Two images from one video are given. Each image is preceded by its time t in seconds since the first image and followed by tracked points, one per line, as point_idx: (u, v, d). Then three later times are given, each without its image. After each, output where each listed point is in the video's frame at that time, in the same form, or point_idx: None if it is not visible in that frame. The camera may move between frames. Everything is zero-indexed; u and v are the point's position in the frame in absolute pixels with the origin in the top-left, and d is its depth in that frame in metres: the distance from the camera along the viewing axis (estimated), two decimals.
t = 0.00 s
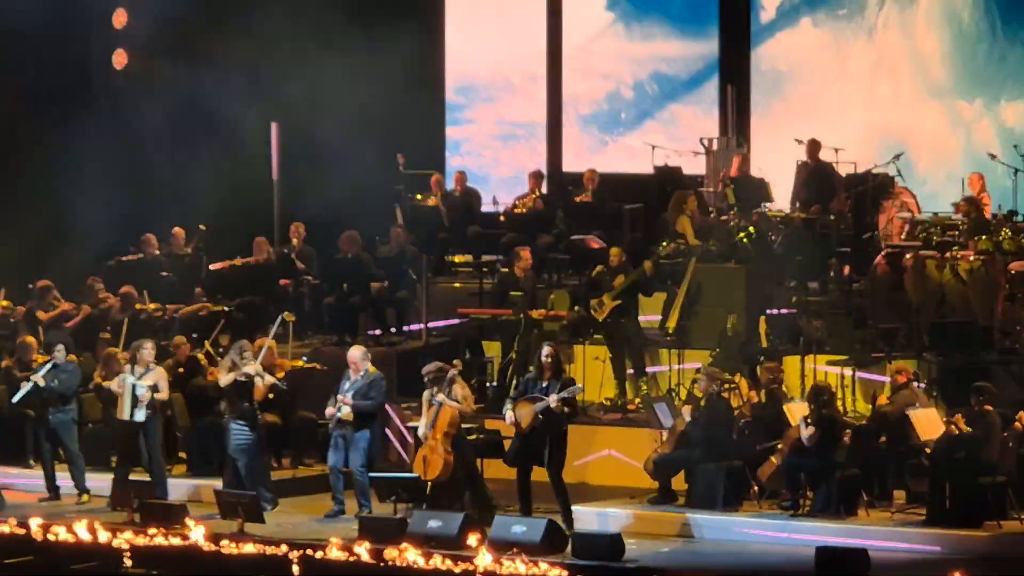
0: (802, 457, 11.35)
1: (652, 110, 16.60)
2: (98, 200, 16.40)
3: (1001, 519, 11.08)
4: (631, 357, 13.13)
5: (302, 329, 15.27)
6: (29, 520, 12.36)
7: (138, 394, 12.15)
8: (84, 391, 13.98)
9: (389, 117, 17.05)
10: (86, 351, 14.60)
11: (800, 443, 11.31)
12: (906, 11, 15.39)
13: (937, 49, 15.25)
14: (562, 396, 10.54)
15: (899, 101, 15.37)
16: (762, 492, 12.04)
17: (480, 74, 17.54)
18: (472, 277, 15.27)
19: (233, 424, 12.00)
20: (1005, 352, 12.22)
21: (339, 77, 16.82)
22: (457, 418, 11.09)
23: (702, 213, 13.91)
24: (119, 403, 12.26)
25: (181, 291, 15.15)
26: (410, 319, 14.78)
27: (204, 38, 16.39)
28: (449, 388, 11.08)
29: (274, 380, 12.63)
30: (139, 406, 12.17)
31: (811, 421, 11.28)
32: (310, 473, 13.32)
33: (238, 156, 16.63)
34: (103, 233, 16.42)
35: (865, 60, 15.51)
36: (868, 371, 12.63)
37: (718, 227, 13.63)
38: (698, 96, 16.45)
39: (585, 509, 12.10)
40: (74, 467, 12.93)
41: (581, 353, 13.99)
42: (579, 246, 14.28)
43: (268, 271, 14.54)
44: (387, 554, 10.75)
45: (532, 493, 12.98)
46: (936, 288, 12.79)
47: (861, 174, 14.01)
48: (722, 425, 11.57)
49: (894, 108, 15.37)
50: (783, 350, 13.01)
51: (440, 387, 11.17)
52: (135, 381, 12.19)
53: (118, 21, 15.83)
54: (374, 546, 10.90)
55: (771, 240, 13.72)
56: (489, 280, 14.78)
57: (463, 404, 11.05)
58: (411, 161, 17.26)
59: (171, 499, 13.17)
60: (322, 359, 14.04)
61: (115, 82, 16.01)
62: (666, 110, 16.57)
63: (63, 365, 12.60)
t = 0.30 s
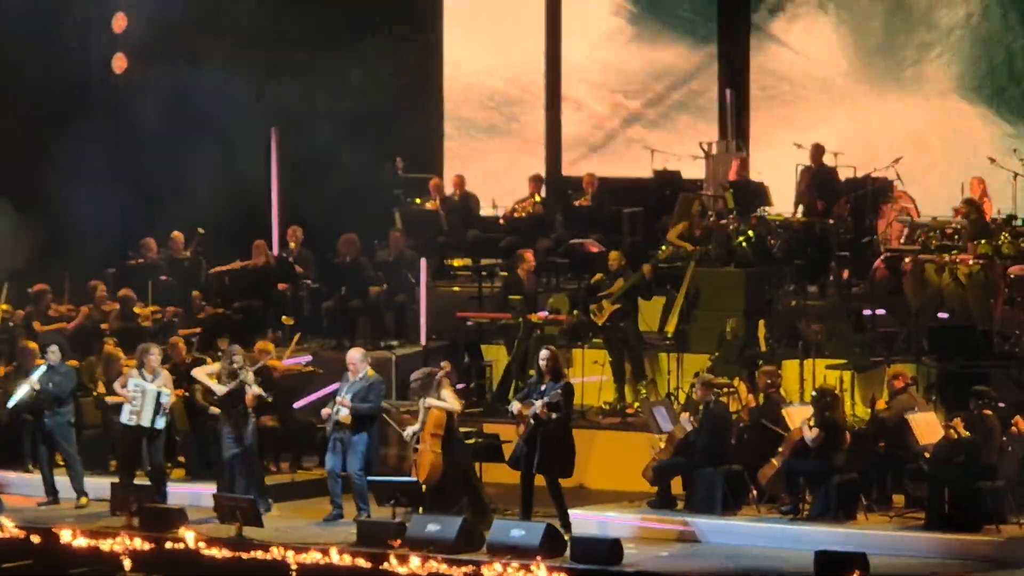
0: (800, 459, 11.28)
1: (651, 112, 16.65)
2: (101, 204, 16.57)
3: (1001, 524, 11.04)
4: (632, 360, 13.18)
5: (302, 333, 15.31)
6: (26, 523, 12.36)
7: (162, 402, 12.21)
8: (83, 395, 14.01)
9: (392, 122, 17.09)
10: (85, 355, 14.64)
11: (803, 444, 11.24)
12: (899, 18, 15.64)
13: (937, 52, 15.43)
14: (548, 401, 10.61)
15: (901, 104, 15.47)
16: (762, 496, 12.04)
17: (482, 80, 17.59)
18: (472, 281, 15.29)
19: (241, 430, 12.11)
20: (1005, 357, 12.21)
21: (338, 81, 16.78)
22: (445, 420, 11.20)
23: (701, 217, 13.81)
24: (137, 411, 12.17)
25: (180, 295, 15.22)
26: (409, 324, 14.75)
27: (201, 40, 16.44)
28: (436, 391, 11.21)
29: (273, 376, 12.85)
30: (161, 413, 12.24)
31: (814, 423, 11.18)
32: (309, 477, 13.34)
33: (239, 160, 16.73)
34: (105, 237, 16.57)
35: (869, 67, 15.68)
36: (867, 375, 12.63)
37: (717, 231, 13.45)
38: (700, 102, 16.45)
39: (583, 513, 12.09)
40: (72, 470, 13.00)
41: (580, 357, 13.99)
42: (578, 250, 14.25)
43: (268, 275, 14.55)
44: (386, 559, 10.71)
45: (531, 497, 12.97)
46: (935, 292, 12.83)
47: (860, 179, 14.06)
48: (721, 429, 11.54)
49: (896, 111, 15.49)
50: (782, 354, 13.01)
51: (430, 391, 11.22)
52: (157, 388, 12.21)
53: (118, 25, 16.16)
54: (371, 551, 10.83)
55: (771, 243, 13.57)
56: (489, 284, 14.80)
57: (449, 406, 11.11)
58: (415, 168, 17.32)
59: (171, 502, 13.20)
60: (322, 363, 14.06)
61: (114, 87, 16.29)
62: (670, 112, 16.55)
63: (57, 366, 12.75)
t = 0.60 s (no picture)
0: (797, 463, 11.23)
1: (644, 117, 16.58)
2: (102, 208, 16.78)
3: (997, 528, 11.06)
4: (629, 365, 13.24)
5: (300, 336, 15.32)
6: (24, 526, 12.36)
7: (144, 398, 12.17)
8: (81, 399, 14.03)
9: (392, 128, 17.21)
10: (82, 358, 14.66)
11: (802, 445, 11.18)
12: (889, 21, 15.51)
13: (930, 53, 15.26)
14: (545, 406, 10.53)
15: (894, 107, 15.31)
16: (759, 499, 12.06)
17: (475, 83, 17.46)
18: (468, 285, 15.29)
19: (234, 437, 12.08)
20: (1002, 360, 12.11)
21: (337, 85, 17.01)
22: (451, 427, 11.11)
23: (699, 221, 13.91)
24: (122, 411, 12.19)
25: (179, 298, 15.27)
26: (406, 324, 14.87)
27: (200, 44, 16.77)
28: (446, 398, 11.12)
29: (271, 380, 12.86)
30: (144, 409, 12.19)
31: (814, 423, 11.15)
32: (307, 481, 13.36)
33: (238, 164, 16.96)
34: (106, 241, 16.72)
35: (865, 71, 15.63)
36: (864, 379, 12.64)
37: (715, 234, 13.53)
38: (694, 106, 16.34)
39: (581, 517, 12.12)
40: (70, 473, 13.00)
41: (577, 361, 13.94)
42: (575, 253, 14.30)
43: (263, 277, 14.56)
44: (383, 562, 10.71)
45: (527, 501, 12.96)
46: (933, 296, 12.85)
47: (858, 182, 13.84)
48: (720, 432, 11.52)
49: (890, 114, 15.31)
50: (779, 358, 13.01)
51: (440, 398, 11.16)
52: (139, 386, 12.21)
53: (115, 28, 16.39)
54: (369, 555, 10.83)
55: (770, 247, 13.52)
56: (486, 287, 14.79)
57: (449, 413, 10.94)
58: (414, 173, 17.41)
59: (168, 505, 13.21)
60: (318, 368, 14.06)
61: (112, 89, 16.51)
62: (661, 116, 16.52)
63: (55, 370, 12.74)
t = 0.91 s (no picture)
0: (795, 467, 11.25)
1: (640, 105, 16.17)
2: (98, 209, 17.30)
3: (993, 531, 11.06)
4: (625, 369, 13.58)
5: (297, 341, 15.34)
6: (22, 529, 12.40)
7: (112, 401, 12.24)
8: (81, 403, 14.08)
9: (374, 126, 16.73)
10: (81, 362, 14.72)
11: (797, 448, 11.24)
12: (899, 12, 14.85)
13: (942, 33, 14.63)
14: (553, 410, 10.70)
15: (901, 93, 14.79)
16: (756, 503, 12.03)
17: (475, 77, 16.76)
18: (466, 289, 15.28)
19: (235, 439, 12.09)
20: (996, 363, 12.20)
21: (328, 87, 16.92)
22: (472, 440, 11.07)
23: (699, 224, 13.77)
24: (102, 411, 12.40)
25: (176, 302, 15.33)
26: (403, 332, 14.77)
27: (198, 50, 17.03)
28: (473, 412, 11.03)
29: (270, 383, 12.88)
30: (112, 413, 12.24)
31: (811, 428, 11.27)
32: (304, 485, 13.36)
33: (233, 167, 17.10)
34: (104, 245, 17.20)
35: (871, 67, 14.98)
36: (861, 382, 12.85)
37: (711, 238, 13.50)
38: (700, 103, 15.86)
39: (578, 521, 12.18)
40: (69, 478, 13.02)
41: (574, 365, 14.01)
42: (571, 257, 14.08)
43: (262, 285, 14.91)
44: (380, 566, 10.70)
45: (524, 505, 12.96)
46: (929, 298, 12.79)
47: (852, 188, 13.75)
48: (716, 435, 11.60)
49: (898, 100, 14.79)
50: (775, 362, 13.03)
51: (464, 409, 11.06)
52: (114, 389, 12.29)
53: (112, 33, 17.05)
54: (366, 559, 10.83)
55: (766, 251, 13.38)
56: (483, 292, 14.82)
57: (472, 427, 10.96)
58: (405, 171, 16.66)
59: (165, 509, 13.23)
60: (313, 373, 14.06)
61: (110, 95, 17.24)
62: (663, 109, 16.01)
63: (56, 377, 12.84)
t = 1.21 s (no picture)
0: (793, 468, 11.22)
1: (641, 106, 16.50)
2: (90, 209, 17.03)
3: (990, 532, 11.09)
4: (621, 371, 13.44)
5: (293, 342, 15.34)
6: (18, 530, 12.36)
7: (124, 404, 12.21)
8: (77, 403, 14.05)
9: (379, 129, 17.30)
10: (78, 362, 14.69)
11: (790, 454, 11.20)
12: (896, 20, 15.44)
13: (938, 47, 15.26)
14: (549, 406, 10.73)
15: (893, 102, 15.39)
16: (752, 504, 12.08)
17: (486, 78, 17.35)
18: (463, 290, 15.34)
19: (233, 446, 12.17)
20: (994, 364, 12.22)
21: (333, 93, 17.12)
22: (470, 443, 11.20)
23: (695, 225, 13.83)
24: (105, 414, 12.29)
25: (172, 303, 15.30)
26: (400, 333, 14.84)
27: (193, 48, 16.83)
28: (471, 415, 11.18)
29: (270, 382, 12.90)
30: (123, 415, 12.22)
31: (802, 431, 11.15)
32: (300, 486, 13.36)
33: (229, 166, 17.11)
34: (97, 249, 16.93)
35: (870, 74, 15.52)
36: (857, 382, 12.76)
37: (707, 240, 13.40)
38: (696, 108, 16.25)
39: (573, 521, 12.09)
40: (67, 480, 13.01)
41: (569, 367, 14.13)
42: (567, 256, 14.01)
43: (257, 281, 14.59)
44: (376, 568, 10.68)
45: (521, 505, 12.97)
46: (925, 300, 12.77)
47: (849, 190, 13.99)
48: (713, 434, 11.61)
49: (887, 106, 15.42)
50: (772, 363, 13.03)
51: (462, 413, 11.17)
52: (123, 391, 12.26)
53: (109, 33, 16.64)
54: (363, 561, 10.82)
55: (762, 253, 13.33)
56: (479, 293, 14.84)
57: (474, 430, 11.15)
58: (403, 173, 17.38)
59: (162, 510, 13.21)
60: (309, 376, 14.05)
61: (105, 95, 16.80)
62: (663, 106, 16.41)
63: (60, 382, 12.79)
